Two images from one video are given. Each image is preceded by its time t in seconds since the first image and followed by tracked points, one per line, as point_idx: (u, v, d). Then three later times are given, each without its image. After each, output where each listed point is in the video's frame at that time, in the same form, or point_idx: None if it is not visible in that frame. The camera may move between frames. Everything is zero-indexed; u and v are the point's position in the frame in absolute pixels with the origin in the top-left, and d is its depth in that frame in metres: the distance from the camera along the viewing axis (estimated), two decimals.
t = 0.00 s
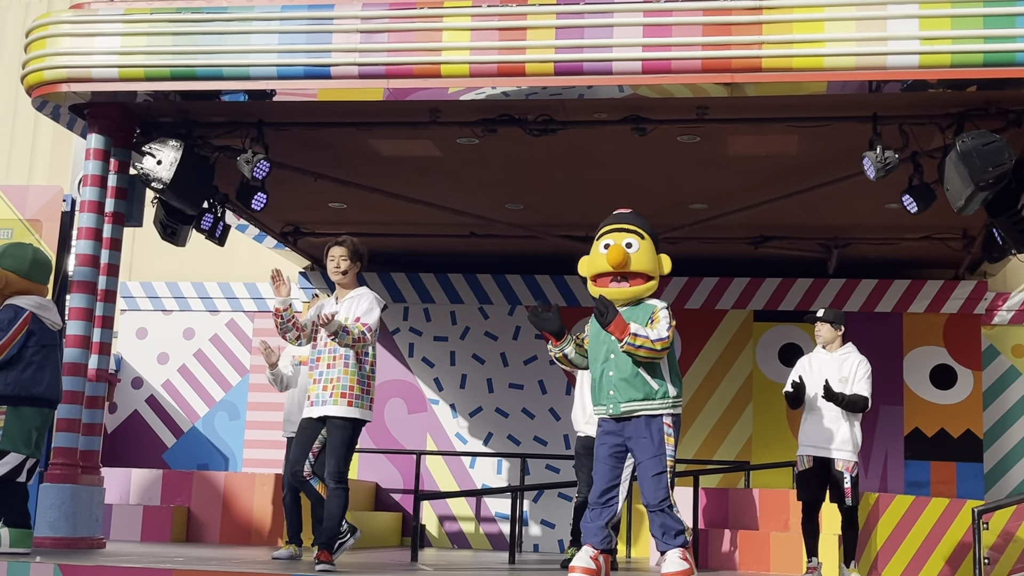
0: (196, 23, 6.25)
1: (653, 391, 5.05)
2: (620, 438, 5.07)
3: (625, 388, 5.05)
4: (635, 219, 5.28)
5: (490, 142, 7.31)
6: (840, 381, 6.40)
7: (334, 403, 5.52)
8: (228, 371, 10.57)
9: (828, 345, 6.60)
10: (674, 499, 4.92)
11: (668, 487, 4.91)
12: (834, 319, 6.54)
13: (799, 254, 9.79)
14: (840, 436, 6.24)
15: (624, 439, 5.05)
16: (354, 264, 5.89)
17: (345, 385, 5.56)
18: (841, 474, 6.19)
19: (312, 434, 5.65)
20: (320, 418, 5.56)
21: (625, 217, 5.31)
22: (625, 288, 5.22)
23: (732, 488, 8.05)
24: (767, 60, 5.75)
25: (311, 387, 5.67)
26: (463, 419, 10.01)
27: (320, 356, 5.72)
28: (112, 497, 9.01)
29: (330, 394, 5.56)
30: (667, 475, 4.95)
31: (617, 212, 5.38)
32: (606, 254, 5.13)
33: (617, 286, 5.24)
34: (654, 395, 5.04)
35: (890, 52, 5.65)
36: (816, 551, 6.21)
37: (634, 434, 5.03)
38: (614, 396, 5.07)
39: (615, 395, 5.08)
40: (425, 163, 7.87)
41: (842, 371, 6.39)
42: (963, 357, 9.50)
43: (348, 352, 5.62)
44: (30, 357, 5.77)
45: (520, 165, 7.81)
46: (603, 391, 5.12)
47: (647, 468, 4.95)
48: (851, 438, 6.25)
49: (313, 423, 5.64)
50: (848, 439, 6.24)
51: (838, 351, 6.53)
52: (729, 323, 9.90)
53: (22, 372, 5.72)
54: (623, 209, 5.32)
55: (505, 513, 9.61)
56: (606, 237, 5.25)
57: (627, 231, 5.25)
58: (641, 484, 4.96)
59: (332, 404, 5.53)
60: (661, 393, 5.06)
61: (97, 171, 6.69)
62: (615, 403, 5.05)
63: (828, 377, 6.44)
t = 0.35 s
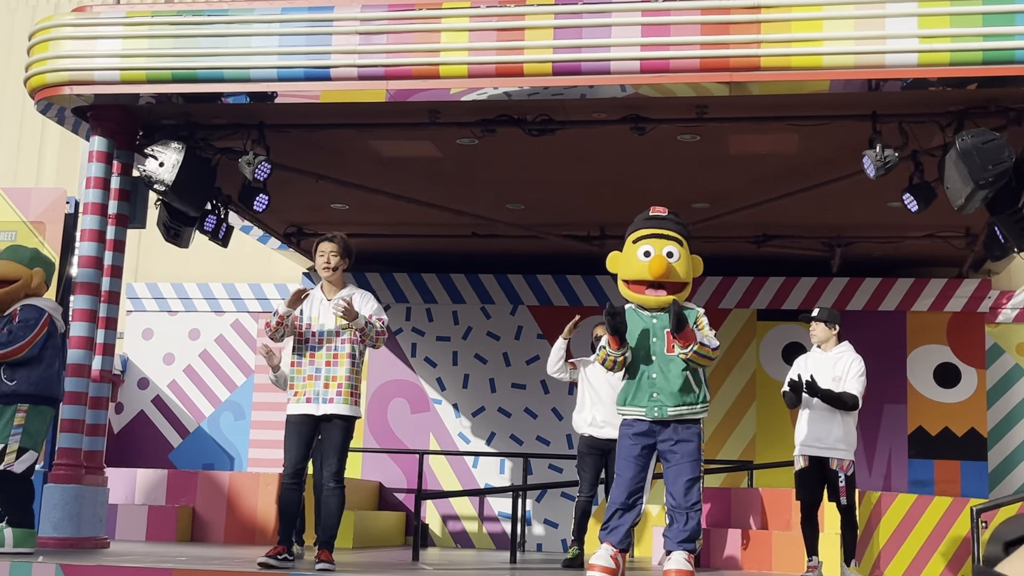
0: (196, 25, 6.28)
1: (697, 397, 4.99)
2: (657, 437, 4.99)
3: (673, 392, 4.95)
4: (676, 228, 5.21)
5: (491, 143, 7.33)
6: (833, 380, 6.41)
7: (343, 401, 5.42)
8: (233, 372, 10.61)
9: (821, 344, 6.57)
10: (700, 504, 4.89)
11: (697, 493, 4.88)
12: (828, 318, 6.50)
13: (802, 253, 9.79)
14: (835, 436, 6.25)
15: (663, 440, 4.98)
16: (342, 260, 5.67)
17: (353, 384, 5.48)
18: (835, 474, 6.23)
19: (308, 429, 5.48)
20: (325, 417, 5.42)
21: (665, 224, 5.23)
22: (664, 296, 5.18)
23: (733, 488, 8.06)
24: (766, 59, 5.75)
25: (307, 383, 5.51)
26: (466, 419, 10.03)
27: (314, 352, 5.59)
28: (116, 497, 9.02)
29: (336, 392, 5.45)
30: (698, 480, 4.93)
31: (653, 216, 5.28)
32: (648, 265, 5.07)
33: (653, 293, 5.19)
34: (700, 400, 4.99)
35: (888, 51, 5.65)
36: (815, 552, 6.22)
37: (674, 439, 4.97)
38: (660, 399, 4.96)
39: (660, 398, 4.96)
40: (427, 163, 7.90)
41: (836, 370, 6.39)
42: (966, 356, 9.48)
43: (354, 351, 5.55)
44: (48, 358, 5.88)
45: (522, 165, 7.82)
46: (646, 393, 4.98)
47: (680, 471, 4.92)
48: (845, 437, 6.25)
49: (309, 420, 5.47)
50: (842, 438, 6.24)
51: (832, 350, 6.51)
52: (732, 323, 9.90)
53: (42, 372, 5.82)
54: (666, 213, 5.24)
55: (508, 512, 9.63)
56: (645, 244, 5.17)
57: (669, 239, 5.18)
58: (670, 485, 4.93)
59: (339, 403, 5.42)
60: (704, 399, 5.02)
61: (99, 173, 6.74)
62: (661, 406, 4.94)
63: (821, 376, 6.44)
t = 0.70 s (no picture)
0: (194, 24, 6.27)
1: (706, 399, 5.02)
2: (663, 435, 4.96)
3: (685, 391, 4.96)
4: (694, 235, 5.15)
5: (490, 141, 7.32)
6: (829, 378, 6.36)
7: (333, 396, 5.38)
8: (231, 370, 10.59)
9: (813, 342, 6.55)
10: (698, 504, 4.90)
11: (698, 495, 4.90)
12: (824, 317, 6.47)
13: (801, 250, 9.79)
14: (830, 433, 6.22)
15: (669, 439, 4.96)
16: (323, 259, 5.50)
17: (341, 378, 5.44)
18: (833, 471, 6.21)
19: (297, 427, 5.41)
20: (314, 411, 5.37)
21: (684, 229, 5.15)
22: (683, 303, 5.12)
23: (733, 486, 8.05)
24: (764, 56, 5.74)
25: (294, 378, 5.42)
26: (465, 418, 10.02)
27: (300, 346, 5.51)
28: (114, 496, 9.00)
29: (324, 386, 5.39)
30: (696, 481, 4.94)
31: (672, 221, 5.15)
32: (669, 276, 5.01)
33: (672, 300, 5.12)
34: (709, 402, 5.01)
35: (887, 48, 5.64)
36: (815, 549, 6.22)
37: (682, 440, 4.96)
38: (671, 397, 4.95)
39: (671, 396, 4.96)
40: (425, 162, 7.88)
41: (831, 367, 6.35)
42: (966, 352, 9.47)
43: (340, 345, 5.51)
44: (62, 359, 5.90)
45: (520, 164, 7.81)
46: (656, 392, 4.96)
47: (680, 470, 4.92)
48: (841, 434, 6.23)
49: (298, 416, 5.40)
50: (837, 436, 6.22)
51: (825, 347, 6.48)
52: (732, 320, 9.89)
53: (61, 373, 5.85)
54: (685, 221, 5.14)
55: (508, 510, 9.63)
56: (666, 252, 5.06)
57: (690, 247, 5.11)
58: (669, 484, 4.93)
59: (329, 396, 5.37)
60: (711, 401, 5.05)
61: (98, 173, 6.70)
62: (672, 405, 4.93)
63: (818, 373, 6.39)
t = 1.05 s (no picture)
0: (191, 20, 6.23)
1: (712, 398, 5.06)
2: (669, 433, 5.00)
3: (694, 389, 5.01)
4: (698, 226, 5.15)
5: (488, 138, 7.30)
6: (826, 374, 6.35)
7: (325, 392, 5.33)
8: (226, 369, 10.56)
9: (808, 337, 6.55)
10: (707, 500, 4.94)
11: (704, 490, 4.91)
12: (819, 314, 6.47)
13: (797, 246, 9.79)
14: (829, 428, 6.21)
15: (673, 436, 5.00)
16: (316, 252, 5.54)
17: (333, 373, 5.39)
18: (831, 466, 6.21)
19: (293, 427, 5.38)
20: (307, 409, 5.34)
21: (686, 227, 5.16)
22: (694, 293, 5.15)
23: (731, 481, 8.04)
24: (764, 52, 5.73)
25: (287, 376, 5.39)
26: (463, 415, 10.01)
27: (292, 344, 5.47)
28: (111, 496, 9.01)
29: (317, 383, 5.35)
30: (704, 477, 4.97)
31: (679, 211, 5.24)
32: (682, 262, 5.05)
33: (683, 289, 5.15)
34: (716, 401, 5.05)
35: (887, 44, 5.63)
36: (815, 545, 6.19)
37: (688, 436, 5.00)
38: (679, 395, 4.99)
39: (679, 395, 5.00)
40: (423, 158, 7.86)
41: (829, 363, 6.35)
42: (962, 349, 9.50)
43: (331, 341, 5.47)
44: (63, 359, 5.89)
45: (518, 160, 7.80)
46: (665, 390, 5.00)
47: (688, 466, 4.96)
48: (839, 429, 6.23)
49: (293, 415, 5.37)
50: (835, 430, 6.22)
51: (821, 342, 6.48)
52: (729, 316, 9.89)
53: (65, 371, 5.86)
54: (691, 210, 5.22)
55: (506, 508, 9.63)
56: (677, 240, 5.11)
57: (699, 235, 5.17)
58: (677, 481, 4.95)
59: (322, 394, 5.33)
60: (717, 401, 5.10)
61: (93, 169, 6.65)
62: (680, 404, 4.98)
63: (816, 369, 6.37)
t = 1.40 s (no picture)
0: (182, 16, 6.19)
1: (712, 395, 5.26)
2: (668, 429, 5.19)
3: (695, 387, 5.21)
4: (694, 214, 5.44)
5: (481, 135, 7.29)
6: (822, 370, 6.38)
7: (325, 387, 5.29)
8: (216, 367, 10.51)
9: (801, 334, 6.57)
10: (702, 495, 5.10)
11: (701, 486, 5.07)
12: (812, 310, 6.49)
13: (788, 243, 9.81)
14: (823, 425, 6.25)
15: (672, 432, 5.19)
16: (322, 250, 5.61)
17: (334, 368, 5.36)
18: (826, 462, 6.23)
19: (294, 423, 5.36)
20: (306, 405, 5.32)
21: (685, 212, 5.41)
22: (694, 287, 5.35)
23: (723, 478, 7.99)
24: (757, 50, 5.73)
25: (290, 372, 5.40)
26: (454, 413, 10.01)
27: (296, 340, 5.48)
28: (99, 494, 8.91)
29: (316, 378, 5.32)
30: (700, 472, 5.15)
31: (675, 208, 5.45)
32: (686, 255, 5.27)
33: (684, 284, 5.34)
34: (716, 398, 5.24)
35: (879, 42, 5.64)
36: (808, 542, 6.21)
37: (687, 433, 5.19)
38: (681, 392, 5.18)
39: (682, 391, 5.19)
40: (415, 155, 7.84)
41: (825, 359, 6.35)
42: (951, 345, 9.54)
43: (332, 335, 5.44)
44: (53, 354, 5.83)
45: (509, 157, 7.79)
46: (667, 386, 5.18)
47: (686, 462, 5.13)
48: (834, 426, 6.25)
49: (294, 410, 5.35)
50: (830, 427, 6.25)
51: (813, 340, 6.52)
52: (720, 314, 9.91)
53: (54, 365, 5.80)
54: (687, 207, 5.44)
55: (497, 506, 9.61)
56: (678, 234, 5.32)
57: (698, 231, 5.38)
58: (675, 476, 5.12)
59: (321, 388, 5.29)
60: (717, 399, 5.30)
61: (83, 167, 6.62)
62: (682, 400, 5.17)
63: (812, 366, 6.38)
